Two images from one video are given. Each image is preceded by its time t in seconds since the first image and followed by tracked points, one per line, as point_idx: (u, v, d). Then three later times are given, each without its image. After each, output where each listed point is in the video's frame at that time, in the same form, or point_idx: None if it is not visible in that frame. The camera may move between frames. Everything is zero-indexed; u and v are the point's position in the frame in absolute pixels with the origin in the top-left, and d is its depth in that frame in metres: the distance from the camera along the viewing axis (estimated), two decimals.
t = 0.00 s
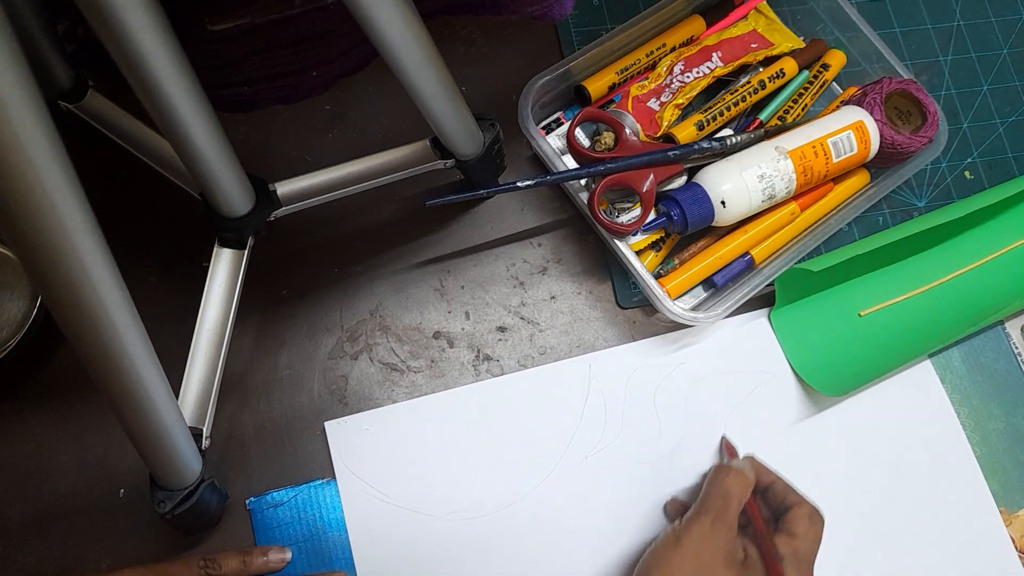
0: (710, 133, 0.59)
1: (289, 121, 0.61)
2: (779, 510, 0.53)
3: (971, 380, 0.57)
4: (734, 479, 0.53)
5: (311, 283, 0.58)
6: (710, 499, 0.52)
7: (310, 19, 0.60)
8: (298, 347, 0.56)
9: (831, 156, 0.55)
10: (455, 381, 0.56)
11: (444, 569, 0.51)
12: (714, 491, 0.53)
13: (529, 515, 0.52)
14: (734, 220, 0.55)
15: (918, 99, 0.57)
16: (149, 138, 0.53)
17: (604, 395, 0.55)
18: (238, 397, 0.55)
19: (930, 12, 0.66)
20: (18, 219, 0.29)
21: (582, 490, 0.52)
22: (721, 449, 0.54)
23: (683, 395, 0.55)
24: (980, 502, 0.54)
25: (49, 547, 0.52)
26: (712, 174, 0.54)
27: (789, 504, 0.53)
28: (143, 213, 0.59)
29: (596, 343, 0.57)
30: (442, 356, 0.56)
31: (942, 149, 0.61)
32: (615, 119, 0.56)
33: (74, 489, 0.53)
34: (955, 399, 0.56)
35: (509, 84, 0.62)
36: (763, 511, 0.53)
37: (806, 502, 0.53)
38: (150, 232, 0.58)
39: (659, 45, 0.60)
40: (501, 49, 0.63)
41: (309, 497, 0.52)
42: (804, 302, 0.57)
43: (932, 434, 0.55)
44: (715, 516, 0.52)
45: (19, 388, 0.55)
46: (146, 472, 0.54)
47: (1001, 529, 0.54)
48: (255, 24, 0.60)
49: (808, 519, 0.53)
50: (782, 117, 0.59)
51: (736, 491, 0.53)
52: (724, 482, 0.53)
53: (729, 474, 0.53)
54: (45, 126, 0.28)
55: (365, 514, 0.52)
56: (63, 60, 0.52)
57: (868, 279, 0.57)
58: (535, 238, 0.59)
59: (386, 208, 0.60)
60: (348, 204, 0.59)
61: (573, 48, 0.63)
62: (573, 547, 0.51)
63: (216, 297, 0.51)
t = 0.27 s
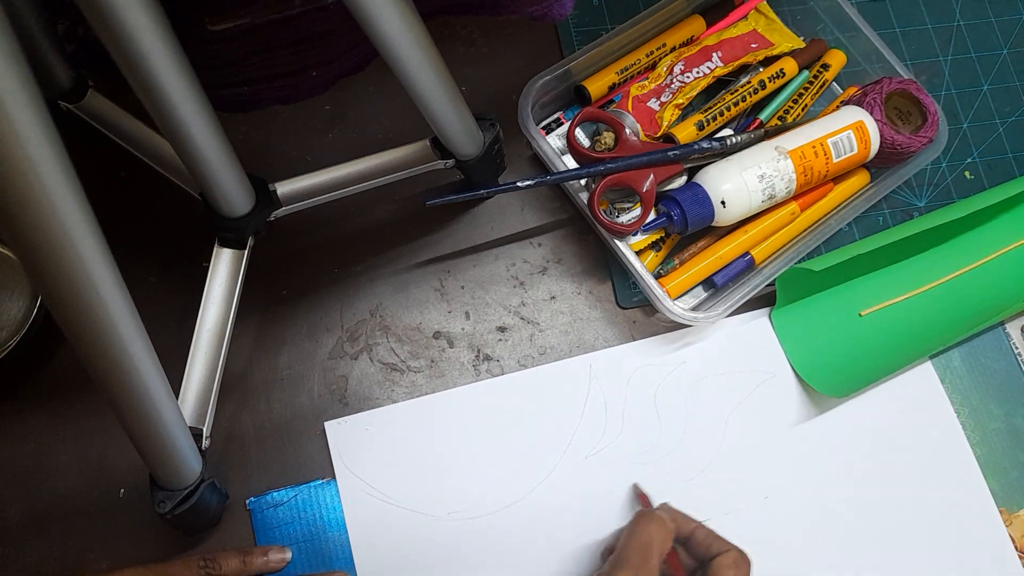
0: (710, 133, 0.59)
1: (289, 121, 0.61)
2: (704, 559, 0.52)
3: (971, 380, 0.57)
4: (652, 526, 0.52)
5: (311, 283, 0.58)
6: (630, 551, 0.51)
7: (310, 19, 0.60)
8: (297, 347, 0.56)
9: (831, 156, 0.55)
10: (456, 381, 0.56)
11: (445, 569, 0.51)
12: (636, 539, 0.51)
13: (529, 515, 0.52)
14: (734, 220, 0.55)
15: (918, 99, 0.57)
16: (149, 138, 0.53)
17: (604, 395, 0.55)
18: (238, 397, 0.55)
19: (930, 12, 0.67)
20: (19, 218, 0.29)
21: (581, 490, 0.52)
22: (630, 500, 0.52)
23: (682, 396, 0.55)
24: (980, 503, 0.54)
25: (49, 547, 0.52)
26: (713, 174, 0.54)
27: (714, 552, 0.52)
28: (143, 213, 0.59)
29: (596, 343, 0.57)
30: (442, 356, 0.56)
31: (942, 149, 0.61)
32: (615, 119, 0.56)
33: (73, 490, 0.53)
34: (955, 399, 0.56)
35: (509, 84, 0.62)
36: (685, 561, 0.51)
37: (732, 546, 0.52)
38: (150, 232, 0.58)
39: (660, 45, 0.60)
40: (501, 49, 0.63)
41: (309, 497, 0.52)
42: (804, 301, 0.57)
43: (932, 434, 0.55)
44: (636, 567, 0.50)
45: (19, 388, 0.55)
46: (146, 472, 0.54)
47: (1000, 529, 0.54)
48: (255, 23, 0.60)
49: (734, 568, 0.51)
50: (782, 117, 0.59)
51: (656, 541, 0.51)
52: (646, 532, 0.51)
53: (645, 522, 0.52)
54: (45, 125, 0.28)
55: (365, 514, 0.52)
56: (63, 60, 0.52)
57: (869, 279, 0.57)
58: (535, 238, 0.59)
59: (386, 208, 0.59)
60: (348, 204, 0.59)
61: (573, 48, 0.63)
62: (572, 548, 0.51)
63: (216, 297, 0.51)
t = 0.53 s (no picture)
0: (710, 133, 0.59)
1: (289, 121, 0.61)
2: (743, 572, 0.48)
3: (971, 380, 0.57)
4: (696, 540, 0.46)
5: (311, 283, 0.58)
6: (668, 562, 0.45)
7: (310, 19, 0.60)
8: (298, 347, 0.56)
9: (831, 156, 0.55)
10: (455, 381, 0.56)
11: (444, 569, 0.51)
12: (675, 551, 0.46)
13: (529, 515, 0.52)
14: (734, 220, 0.55)
15: (918, 98, 0.57)
16: (149, 138, 0.53)
17: (604, 395, 0.55)
18: (238, 397, 0.55)
19: (930, 12, 0.66)
20: (19, 219, 0.29)
21: (581, 490, 0.52)
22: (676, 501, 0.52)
23: (682, 396, 0.55)
24: (980, 503, 0.54)
25: (49, 547, 0.52)
26: (712, 175, 0.54)
27: (752, 564, 0.48)
28: (143, 213, 0.59)
29: (596, 344, 0.57)
30: (442, 356, 0.56)
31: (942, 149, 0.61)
32: (615, 119, 0.56)
33: (73, 490, 0.53)
34: (955, 399, 0.56)
35: (509, 84, 0.62)
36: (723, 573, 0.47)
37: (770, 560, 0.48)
38: (150, 232, 0.58)
39: (659, 45, 0.60)
40: (501, 49, 0.63)
41: (309, 497, 0.52)
42: (804, 301, 0.57)
43: (932, 433, 0.55)
44: None
45: (19, 388, 0.55)
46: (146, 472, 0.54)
47: (1001, 529, 0.54)
48: (255, 24, 0.60)
49: None
50: (782, 117, 0.59)
51: (696, 553, 0.45)
52: (684, 543, 0.46)
53: (690, 535, 0.46)
54: (45, 126, 0.28)
55: (365, 514, 0.52)
56: (63, 59, 0.52)
57: (869, 279, 0.57)
58: (535, 238, 0.59)
59: (386, 208, 0.59)
60: (348, 205, 0.59)
61: (573, 48, 0.63)
62: (572, 547, 0.51)
63: (216, 297, 0.51)
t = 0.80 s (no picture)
0: (710, 133, 0.59)
1: (289, 121, 0.61)
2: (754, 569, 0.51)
3: (971, 380, 0.57)
4: (707, 540, 0.52)
5: (311, 283, 0.58)
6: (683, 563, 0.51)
7: (310, 19, 0.60)
8: (298, 347, 0.56)
9: (831, 156, 0.55)
10: (455, 381, 0.56)
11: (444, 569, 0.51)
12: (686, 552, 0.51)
13: (529, 515, 0.52)
14: (734, 220, 0.55)
15: (918, 99, 0.57)
16: (149, 138, 0.53)
17: (604, 395, 0.55)
18: (238, 397, 0.55)
19: (930, 12, 0.66)
20: (19, 219, 0.29)
21: (581, 490, 0.52)
22: (688, 504, 0.52)
23: (682, 396, 0.55)
24: (980, 503, 0.54)
25: (49, 547, 0.52)
26: (712, 175, 0.54)
27: (764, 561, 0.52)
28: (143, 213, 0.59)
29: (596, 344, 0.57)
30: (442, 356, 0.56)
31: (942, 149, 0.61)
32: (615, 119, 0.56)
33: (73, 490, 0.53)
34: (955, 398, 0.56)
35: (509, 84, 0.62)
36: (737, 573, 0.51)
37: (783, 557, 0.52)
38: (150, 232, 0.58)
39: (659, 45, 0.60)
40: (501, 49, 0.63)
41: (309, 497, 0.52)
42: (804, 301, 0.57)
43: (932, 433, 0.55)
44: None
45: (19, 388, 0.55)
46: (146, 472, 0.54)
47: (1000, 529, 0.54)
48: (255, 23, 0.60)
49: None
50: (782, 117, 0.59)
51: (708, 553, 0.51)
52: (696, 544, 0.51)
53: (701, 533, 0.52)
54: (45, 126, 0.28)
55: (365, 514, 0.52)
56: (63, 59, 0.52)
57: (869, 279, 0.57)
58: (535, 238, 0.59)
59: (386, 208, 0.59)
60: (348, 205, 0.59)
61: (573, 48, 0.63)
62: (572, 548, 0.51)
63: (216, 297, 0.51)
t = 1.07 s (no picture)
0: (710, 133, 0.59)
1: (289, 121, 0.61)
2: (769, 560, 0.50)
3: (971, 380, 0.57)
4: (720, 530, 0.48)
5: (311, 283, 0.58)
6: (697, 556, 0.47)
7: (310, 19, 0.60)
8: (298, 347, 0.56)
9: (831, 156, 0.55)
10: (455, 381, 0.56)
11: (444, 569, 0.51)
12: (702, 544, 0.48)
13: (529, 515, 0.52)
14: (734, 220, 0.55)
15: (918, 98, 0.57)
16: (149, 138, 0.53)
17: (604, 395, 0.55)
18: (238, 397, 0.55)
19: (930, 12, 0.66)
20: (19, 220, 0.29)
21: (580, 490, 0.52)
22: (694, 498, 0.52)
23: (682, 395, 0.55)
24: (980, 503, 0.54)
25: (49, 547, 0.52)
26: (713, 174, 0.54)
27: (780, 549, 0.49)
28: (142, 213, 0.59)
29: (596, 344, 0.57)
30: (442, 356, 0.56)
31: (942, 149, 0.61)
32: (616, 119, 0.56)
33: (73, 490, 0.53)
34: (955, 398, 0.56)
35: (509, 84, 0.62)
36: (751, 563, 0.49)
37: (796, 544, 0.49)
38: (150, 232, 0.58)
39: (659, 45, 0.60)
40: (501, 49, 0.63)
41: (309, 497, 0.52)
42: (804, 301, 0.57)
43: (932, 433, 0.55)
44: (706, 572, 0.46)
45: (18, 388, 0.55)
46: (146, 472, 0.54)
47: (1000, 529, 0.54)
48: (255, 23, 0.60)
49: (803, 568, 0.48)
50: (782, 117, 0.59)
51: (724, 542, 0.47)
52: (711, 534, 0.48)
53: (715, 524, 0.48)
54: (46, 127, 0.28)
55: (365, 514, 0.52)
56: (63, 59, 0.52)
57: (869, 279, 0.57)
58: (534, 238, 0.59)
59: (386, 208, 0.59)
60: (348, 205, 0.59)
61: (573, 49, 0.63)
62: (571, 547, 0.51)
63: (216, 297, 0.51)
